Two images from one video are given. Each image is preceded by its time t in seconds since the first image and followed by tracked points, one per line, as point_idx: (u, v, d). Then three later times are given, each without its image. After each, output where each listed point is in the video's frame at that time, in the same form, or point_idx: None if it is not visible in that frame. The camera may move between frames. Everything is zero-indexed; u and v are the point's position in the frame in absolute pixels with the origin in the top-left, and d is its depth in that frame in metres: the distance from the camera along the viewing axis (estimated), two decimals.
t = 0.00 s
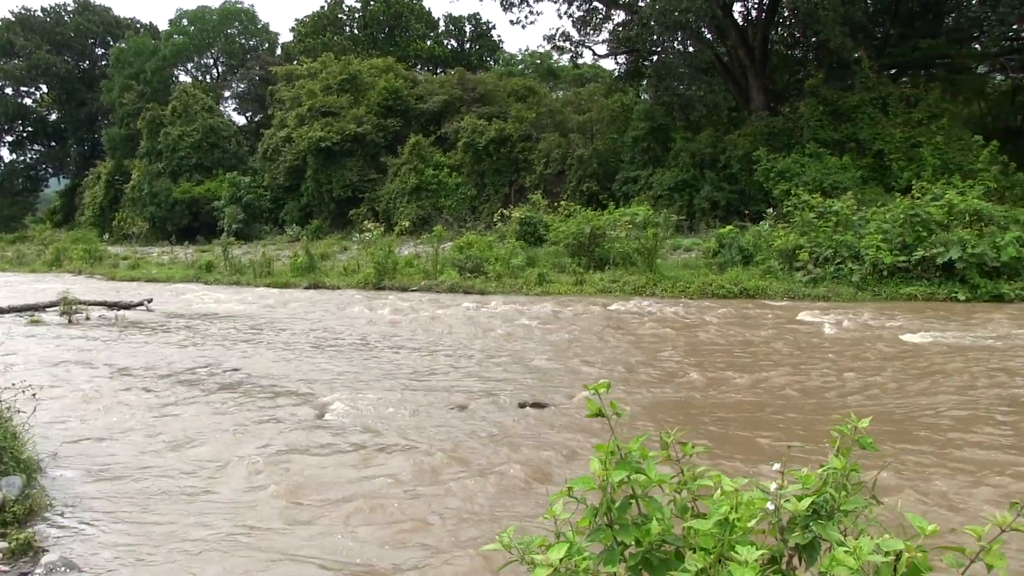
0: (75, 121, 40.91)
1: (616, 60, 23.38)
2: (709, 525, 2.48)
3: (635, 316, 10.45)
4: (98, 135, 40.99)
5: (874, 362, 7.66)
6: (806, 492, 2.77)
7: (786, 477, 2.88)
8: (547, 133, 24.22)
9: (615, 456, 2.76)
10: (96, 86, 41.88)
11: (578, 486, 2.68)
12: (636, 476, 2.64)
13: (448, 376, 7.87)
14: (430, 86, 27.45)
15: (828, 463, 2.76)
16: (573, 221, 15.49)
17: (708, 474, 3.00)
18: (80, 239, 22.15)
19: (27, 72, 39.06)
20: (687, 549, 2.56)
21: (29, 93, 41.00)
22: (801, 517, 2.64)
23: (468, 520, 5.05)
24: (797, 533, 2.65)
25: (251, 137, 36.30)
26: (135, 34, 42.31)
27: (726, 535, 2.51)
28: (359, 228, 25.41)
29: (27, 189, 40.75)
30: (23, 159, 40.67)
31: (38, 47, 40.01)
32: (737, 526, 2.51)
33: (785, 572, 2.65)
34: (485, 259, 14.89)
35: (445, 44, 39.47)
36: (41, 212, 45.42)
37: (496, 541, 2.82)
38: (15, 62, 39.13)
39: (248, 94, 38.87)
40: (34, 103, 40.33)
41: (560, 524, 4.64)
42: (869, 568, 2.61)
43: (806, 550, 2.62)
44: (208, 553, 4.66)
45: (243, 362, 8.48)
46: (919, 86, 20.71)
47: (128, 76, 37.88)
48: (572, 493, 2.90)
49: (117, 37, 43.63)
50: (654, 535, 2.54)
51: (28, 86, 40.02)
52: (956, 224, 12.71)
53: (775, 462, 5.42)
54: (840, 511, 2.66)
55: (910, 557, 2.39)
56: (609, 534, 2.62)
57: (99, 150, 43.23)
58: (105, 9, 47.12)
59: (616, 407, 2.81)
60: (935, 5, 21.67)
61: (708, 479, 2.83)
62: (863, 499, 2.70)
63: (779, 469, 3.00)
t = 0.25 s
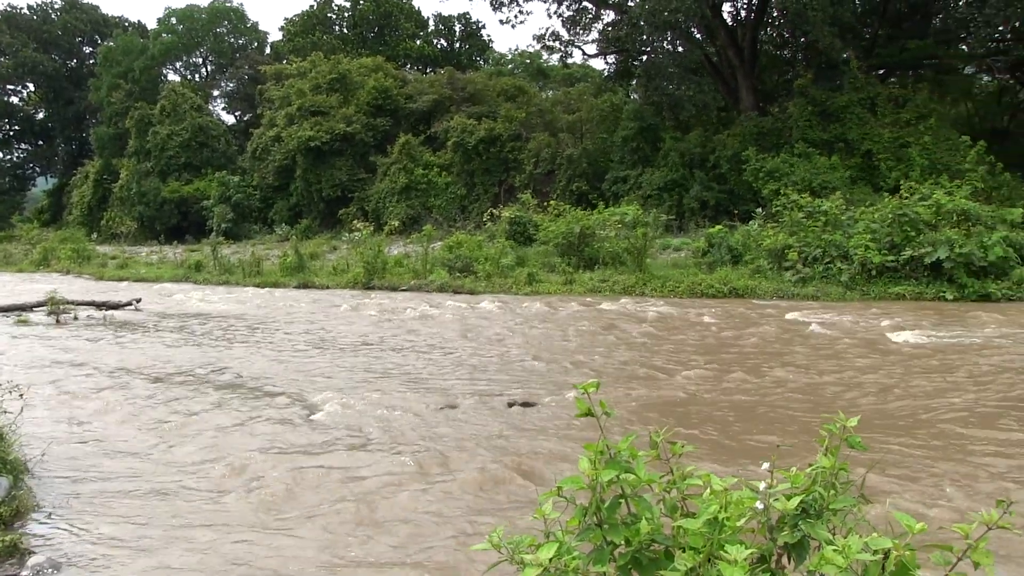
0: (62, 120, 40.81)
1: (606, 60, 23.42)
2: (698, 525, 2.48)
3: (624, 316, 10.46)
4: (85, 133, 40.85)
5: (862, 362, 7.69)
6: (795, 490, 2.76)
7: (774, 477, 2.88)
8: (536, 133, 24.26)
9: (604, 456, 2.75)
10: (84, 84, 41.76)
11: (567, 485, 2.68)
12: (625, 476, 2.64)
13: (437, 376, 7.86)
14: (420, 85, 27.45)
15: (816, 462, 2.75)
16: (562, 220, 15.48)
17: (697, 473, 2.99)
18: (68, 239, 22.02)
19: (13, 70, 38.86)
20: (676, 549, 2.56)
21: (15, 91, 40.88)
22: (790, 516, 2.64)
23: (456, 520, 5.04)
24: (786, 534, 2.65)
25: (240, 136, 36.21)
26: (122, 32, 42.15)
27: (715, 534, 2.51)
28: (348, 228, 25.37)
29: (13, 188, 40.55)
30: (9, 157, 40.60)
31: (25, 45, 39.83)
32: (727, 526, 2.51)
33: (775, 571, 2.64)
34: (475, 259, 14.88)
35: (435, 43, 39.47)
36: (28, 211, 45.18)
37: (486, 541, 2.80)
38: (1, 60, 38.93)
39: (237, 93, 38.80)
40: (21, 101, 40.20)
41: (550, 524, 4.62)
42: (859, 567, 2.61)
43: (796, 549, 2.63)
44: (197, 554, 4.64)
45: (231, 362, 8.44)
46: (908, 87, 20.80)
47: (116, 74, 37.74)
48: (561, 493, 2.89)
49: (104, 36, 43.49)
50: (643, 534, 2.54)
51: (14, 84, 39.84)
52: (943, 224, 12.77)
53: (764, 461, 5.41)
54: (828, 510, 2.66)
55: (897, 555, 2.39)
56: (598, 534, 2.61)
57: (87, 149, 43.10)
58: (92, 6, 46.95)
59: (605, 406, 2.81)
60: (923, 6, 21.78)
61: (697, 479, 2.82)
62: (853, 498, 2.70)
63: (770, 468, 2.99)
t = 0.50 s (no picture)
0: (52, 119, 40.82)
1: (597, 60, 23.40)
2: (689, 523, 2.48)
3: (615, 315, 10.45)
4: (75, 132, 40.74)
5: (852, 360, 7.72)
6: (786, 490, 2.77)
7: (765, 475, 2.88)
8: (528, 133, 24.31)
9: (595, 456, 2.75)
10: (74, 83, 41.69)
11: (558, 485, 2.68)
12: (616, 475, 2.65)
13: (429, 376, 7.86)
14: (411, 85, 27.46)
15: (807, 461, 2.76)
16: (554, 219, 15.46)
17: (688, 472, 3.00)
18: (58, 238, 21.92)
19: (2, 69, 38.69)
20: (667, 547, 2.56)
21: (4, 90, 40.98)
22: (781, 515, 2.65)
23: (447, 519, 5.04)
24: (777, 532, 2.66)
25: (231, 135, 36.12)
26: (113, 31, 42.00)
27: (706, 532, 2.51)
28: (339, 228, 25.33)
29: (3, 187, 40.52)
30: None
31: (14, 44, 39.67)
32: (717, 524, 2.51)
33: (766, 570, 2.65)
34: (466, 258, 14.89)
35: (426, 43, 39.43)
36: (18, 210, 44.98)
37: (477, 541, 2.80)
38: None
39: (228, 92, 38.72)
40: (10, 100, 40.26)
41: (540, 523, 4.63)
42: (849, 564, 2.62)
43: (786, 548, 2.63)
44: (190, 554, 4.63)
45: (223, 362, 8.43)
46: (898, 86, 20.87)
47: (106, 73, 37.60)
48: (553, 492, 2.89)
49: (95, 35, 43.34)
50: (634, 533, 2.54)
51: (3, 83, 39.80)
52: (933, 223, 12.84)
53: (755, 460, 5.43)
54: (819, 509, 2.66)
55: (887, 554, 2.40)
56: (590, 533, 2.61)
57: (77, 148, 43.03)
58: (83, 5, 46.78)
59: (597, 406, 2.81)
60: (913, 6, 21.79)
61: (688, 477, 2.83)
62: (843, 495, 2.71)
63: (759, 465, 3.00)
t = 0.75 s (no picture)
0: (41, 118, 40.61)
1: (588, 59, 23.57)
2: (679, 523, 2.48)
3: (606, 315, 10.45)
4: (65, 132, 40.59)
5: (843, 359, 7.74)
6: (776, 488, 2.77)
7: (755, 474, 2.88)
8: (519, 132, 24.34)
9: (586, 455, 2.75)
10: (63, 82, 41.59)
11: (549, 484, 2.67)
12: (607, 475, 2.64)
13: (420, 376, 7.85)
14: (403, 84, 27.48)
15: (797, 460, 2.76)
16: (545, 219, 15.45)
17: (678, 471, 3.00)
18: (47, 239, 21.82)
19: None
20: (657, 546, 2.56)
21: None
22: (771, 513, 2.64)
23: (439, 519, 5.03)
24: (767, 531, 2.66)
25: (222, 134, 36.04)
26: (102, 30, 41.85)
27: (696, 531, 2.51)
28: (330, 227, 25.27)
29: None
30: None
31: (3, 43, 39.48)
32: (707, 523, 2.51)
33: (756, 569, 2.65)
34: (458, 257, 14.88)
35: (417, 42, 39.41)
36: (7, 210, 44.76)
37: (467, 541, 2.79)
38: None
39: (218, 92, 38.77)
40: None
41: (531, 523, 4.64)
42: (839, 563, 2.62)
43: (777, 547, 2.63)
44: (179, 555, 4.62)
45: (214, 362, 8.42)
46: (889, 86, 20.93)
47: (96, 72, 37.45)
48: (543, 491, 2.89)
49: (84, 33, 43.19)
50: (625, 533, 2.54)
51: None
52: (923, 222, 12.88)
53: (746, 459, 5.44)
54: (809, 507, 2.67)
55: (878, 552, 2.39)
56: (581, 532, 2.61)
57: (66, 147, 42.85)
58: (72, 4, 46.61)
59: (587, 405, 2.81)
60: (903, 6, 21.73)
61: (679, 476, 2.83)
62: (832, 494, 2.72)
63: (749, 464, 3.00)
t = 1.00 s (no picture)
0: (28, 117, 40.40)
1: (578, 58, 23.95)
2: (669, 522, 2.47)
3: (595, 315, 10.47)
4: (53, 131, 40.39)
5: (831, 359, 7.76)
6: (765, 487, 2.78)
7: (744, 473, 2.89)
8: (509, 132, 24.40)
9: (575, 455, 2.75)
10: (51, 82, 41.45)
11: (538, 485, 2.67)
12: (597, 475, 2.63)
13: (410, 376, 7.84)
14: (392, 84, 27.50)
15: (785, 459, 2.78)
16: (534, 219, 15.44)
17: (667, 472, 3.00)
18: (35, 240, 21.68)
19: None
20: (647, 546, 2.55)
21: None
22: (759, 512, 2.64)
23: (429, 519, 5.03)
24: (756, 530, 2.66)
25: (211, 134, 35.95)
26: (90, 29, 41.67)
27: (686, 531, 2.51)
28: (320, 227, 25.18)
29: None
30: None
31: None
32: (697, 522, 2.51)
33: (745, 568, 2.65)
34: (447, 257, 14.87)
35: (407, 42, 39.38)
36: None
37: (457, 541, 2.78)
38: None
39: (207, 91, 38.68)
40: None
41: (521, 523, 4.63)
42: (828, 562, 2.62)
43: (766, 546, 2.63)
44: (168, 556, 4.60)
45: (203, 362, 8.40)
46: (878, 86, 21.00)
47: (84, 72, 37.28)
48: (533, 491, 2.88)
49: (72, 33, 43.02)
50: (615, 532, 2.53)
51: None
52: (911, 222, 12.94)
53: (735, 458, 5.45)
54: (798, 506, 2.67)
55: (866, 551, 2.40)
56: (571, 532, 2.60)
57: (54, 147, 42.62)
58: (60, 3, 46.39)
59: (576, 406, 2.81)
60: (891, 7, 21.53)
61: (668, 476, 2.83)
62: (821, 493, 2.72)
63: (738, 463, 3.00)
